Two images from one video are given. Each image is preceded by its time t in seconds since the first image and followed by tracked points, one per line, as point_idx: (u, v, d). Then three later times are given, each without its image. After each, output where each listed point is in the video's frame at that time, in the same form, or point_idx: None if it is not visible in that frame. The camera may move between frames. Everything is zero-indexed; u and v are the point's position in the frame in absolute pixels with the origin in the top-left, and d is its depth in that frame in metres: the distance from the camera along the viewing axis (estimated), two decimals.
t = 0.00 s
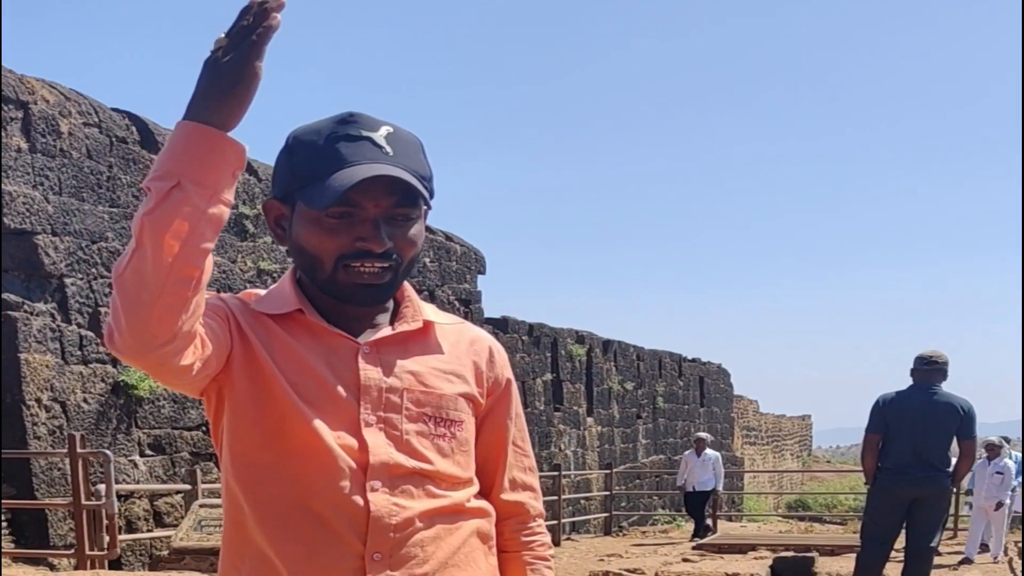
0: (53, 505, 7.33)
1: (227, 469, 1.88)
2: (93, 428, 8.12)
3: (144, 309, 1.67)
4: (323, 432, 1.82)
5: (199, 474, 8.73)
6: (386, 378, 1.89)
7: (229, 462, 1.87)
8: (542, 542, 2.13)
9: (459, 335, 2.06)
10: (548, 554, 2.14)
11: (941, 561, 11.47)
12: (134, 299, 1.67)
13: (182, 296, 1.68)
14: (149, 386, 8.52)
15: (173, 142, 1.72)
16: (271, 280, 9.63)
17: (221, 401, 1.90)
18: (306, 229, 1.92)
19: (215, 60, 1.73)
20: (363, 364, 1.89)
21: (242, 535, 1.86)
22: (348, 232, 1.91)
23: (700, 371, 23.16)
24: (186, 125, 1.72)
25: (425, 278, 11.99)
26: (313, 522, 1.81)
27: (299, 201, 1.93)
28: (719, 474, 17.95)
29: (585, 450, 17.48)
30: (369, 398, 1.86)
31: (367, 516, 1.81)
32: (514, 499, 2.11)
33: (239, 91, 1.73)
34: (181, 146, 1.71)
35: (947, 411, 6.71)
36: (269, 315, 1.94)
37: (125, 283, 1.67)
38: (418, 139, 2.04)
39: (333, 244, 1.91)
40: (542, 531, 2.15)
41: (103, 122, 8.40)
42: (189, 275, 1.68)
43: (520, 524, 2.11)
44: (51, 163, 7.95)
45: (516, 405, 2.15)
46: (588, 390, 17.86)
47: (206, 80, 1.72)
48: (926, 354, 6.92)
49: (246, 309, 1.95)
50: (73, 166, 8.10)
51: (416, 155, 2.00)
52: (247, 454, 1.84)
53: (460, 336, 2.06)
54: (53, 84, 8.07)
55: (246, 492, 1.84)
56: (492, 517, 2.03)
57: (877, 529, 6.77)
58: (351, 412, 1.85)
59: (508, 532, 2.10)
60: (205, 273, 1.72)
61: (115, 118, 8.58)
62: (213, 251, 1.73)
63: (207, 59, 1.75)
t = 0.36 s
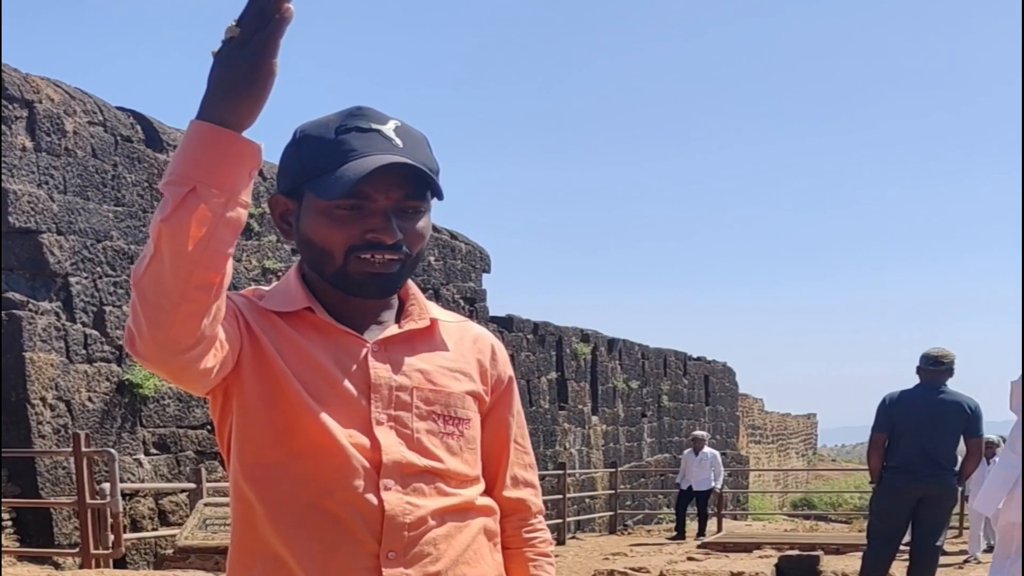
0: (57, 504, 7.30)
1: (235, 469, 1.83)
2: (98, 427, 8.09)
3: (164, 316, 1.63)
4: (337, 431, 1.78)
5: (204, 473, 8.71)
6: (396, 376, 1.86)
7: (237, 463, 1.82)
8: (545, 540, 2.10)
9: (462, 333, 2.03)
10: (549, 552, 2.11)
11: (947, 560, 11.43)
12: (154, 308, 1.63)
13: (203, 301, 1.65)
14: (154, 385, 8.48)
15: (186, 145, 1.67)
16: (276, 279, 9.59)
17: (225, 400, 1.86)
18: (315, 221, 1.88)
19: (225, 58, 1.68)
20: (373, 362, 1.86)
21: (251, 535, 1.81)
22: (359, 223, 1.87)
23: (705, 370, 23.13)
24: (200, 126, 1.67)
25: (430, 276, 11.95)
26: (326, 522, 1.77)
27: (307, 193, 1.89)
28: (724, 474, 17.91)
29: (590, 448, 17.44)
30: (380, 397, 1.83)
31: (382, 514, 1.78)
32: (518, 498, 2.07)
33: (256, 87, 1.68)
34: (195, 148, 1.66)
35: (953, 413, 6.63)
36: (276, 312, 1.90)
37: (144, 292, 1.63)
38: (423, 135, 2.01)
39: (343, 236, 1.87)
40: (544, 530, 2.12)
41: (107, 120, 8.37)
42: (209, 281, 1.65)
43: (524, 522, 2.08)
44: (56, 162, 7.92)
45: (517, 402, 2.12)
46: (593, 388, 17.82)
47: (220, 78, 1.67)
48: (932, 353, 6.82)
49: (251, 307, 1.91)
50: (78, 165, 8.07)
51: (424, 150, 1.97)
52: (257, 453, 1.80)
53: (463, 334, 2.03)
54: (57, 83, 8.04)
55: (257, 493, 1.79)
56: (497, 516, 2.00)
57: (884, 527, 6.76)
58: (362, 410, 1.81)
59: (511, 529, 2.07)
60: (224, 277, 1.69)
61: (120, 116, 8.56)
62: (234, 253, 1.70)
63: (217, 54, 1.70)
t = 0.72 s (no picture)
0: (68, 504, 7.28)
1: (259, 470, 1.80)
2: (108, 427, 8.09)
3: (209, 324, 1.59)
4: (368, 432, 1.76)
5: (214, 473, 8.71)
6: (421, 376, 1.85)
7: (262, 464, 1.78)
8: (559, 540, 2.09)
9: (480, 333, 2.03)
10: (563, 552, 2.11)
11: (957, 560, 11.38)
12: (198, 315, 1.59)
13: (248, 307, 1.61)
14: (164, 385, 8.49)
15: (231, 149, 1.62)
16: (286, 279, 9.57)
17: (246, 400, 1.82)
18: (343, 216, 1.86)
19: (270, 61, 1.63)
20: (397, 361, 1.84)
21: (278, 538, 1.78)
22: (386, 216, 1.86)
23: (714, 369, 23.11)
24: (243, 130, 1.62)
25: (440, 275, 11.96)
26: (358, 522, 1.75)
27: (334, 187, 1.87)
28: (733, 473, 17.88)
29: (599, 448, 17.42)
30: (406, 396, 1.81)
31: (413, 513, 1.76)
32: (534, 498, 2.07)
33: (303, 91, 1.63)
34: (240, 153, 1.61)
35: (964, 411, 6.58)
36: (299, 310, 1.88)
37: (187, 298, 1.59)
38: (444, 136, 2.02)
39: (372, 229, 1.85)
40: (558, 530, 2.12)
41: (117, 121, 8.38)
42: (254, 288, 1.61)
43: (540, 523, 2.07)
44: (66, 163, 7.93)
45: (531, 402, 2.12)
46: (603, 388, 17.80)
47: (264, 82, 1.62)
48: (943, 353, 6.79)
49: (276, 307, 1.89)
50: (88, 165, 8.07)
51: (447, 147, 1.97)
52: (284, 453, 1.76)
53: (481, 334, 2.03)
54: (67, 83, 8.05)
55: (284, 493, 1.76)
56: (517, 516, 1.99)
57: (894, 527, 6.73)
58: (389, 409, 1.80)
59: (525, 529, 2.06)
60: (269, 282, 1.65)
61: (129, 117, 8.57)
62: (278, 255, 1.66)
63: (260, 55, 1.65)
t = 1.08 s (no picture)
0: (75, 504, 7.26)
1: (292, 470, 1.78)
2: (116, 428, 8.09)
3: (249, 318, 1.58)
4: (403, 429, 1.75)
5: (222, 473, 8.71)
6: (452, 376, 1.84)
7: (297, 464, 1.76)
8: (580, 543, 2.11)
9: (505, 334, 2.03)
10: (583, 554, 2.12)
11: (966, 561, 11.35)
12: (240, 309, 1.58)
13: (290, 302, 1.60)
14: (172, 385, 8.49)
15: (277, 143, 1.61)
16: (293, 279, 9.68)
17: (274, 402, 1.79)
18: (379, 210, 1.87)
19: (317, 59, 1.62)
20: (428, 362, 1.84)
21: (313, 539, 1.75)
22: (421, 209, 1.86)
23: (722, 369, 23.10)
24: (287, 126, 1.61)
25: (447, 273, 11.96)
26: (396, 520, 1.73)
27: (369, 182, 1.88)
28: (741, 473, 17.84)
29: (607, 448, 17.40)
30: (439, 396, 1.81)
31: (450, 511, 1.75)
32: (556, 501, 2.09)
33: (348, 87, 1.62)
34: (286, 148, 1.61)
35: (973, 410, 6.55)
36: (331, 307, 1.87)
37: (230, 291, 1.58)
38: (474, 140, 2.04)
39: (407, 222, 1.86)
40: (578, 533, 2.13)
41: (127, 121, 8.38)
42: (296, 283, 1.60)
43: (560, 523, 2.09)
44: (74, 163, 7.93)
45: (551, 403, 2.13)
46: (610, 388, 17.77)
47: (314, 75, 1.61)
48: (951, 352, 6.79)
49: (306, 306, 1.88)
50: (96, 166, 8.08)
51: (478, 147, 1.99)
52: (319, 451, 1.74)
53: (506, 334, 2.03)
54: (75, 84, 8.05)
55: (321, 492, 1.74)
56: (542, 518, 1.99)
57: (904, 529, 6.66)
58: (423, 409, 1.79)
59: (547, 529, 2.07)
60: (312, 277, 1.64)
61: (138, 117, 8.57)
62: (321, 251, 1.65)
63: (306, 51, 1.65)
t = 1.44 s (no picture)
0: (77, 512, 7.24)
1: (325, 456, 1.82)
2: (117, 435, 8.11)
3: (286, 273, 1.65)
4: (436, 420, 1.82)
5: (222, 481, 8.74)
6: (483, 380, 1.92)
7: (333, 465, 1.81)
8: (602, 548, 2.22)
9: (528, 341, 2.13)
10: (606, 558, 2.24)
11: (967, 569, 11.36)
12: (278, 260, 1.65)
13: (328, 260, 1.66)
14: (173, 393, 8.53)
15: (333, 99, 1.66)
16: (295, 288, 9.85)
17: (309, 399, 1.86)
18: (408, 218, 1.94)
19: (378, 16, 1.66)
20: (459, 364, 1.92)
21: (350, 538, 1.79)
22: (451, 217, 1.93)
23: (723, 377, 23.10)
24: (351, 82, 1.66)
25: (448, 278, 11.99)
26: (429, 512, 1.79)
27: (398, 190, 1.95)
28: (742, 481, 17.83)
29: (608, 456, 17.38)
30: (471, 398, 1.88)
31: (484, 511, 1.82)
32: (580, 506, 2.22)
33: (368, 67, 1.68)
34: (341, 105, 1.66)
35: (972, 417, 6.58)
36: (363, 311, 1.95)
37: (269, 244, 1.65)
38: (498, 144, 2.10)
39: (435, 230, 1.92)
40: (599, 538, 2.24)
41: (128, 130, 8.43)
42: (336, 241, 1.66)
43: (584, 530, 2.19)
44: (77, 172, 7.96)
45: (572, 411, 2.29)
46: (612, 396, 17.78)
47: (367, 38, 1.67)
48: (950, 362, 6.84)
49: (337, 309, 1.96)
50: (99, 174, 8.11)
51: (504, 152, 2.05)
52: (356, 452, 1.79)
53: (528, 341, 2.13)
54: (79, 93, 8.10)
55: (358, 493, 1.79)
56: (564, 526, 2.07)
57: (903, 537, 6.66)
58: (456, 411, 1.86)
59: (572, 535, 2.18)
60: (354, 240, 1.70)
61: (141, 126, 8.61)
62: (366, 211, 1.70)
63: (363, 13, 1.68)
